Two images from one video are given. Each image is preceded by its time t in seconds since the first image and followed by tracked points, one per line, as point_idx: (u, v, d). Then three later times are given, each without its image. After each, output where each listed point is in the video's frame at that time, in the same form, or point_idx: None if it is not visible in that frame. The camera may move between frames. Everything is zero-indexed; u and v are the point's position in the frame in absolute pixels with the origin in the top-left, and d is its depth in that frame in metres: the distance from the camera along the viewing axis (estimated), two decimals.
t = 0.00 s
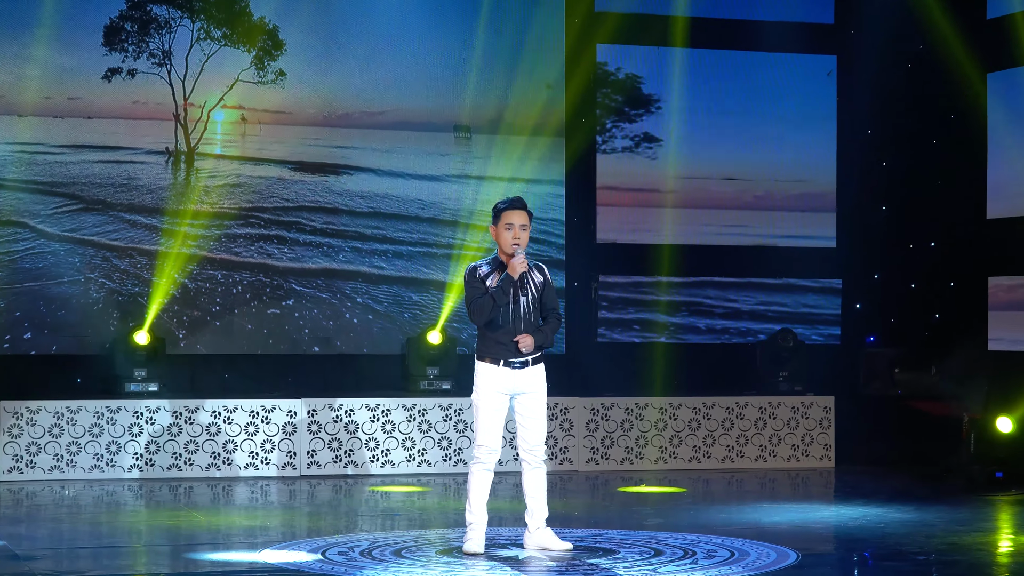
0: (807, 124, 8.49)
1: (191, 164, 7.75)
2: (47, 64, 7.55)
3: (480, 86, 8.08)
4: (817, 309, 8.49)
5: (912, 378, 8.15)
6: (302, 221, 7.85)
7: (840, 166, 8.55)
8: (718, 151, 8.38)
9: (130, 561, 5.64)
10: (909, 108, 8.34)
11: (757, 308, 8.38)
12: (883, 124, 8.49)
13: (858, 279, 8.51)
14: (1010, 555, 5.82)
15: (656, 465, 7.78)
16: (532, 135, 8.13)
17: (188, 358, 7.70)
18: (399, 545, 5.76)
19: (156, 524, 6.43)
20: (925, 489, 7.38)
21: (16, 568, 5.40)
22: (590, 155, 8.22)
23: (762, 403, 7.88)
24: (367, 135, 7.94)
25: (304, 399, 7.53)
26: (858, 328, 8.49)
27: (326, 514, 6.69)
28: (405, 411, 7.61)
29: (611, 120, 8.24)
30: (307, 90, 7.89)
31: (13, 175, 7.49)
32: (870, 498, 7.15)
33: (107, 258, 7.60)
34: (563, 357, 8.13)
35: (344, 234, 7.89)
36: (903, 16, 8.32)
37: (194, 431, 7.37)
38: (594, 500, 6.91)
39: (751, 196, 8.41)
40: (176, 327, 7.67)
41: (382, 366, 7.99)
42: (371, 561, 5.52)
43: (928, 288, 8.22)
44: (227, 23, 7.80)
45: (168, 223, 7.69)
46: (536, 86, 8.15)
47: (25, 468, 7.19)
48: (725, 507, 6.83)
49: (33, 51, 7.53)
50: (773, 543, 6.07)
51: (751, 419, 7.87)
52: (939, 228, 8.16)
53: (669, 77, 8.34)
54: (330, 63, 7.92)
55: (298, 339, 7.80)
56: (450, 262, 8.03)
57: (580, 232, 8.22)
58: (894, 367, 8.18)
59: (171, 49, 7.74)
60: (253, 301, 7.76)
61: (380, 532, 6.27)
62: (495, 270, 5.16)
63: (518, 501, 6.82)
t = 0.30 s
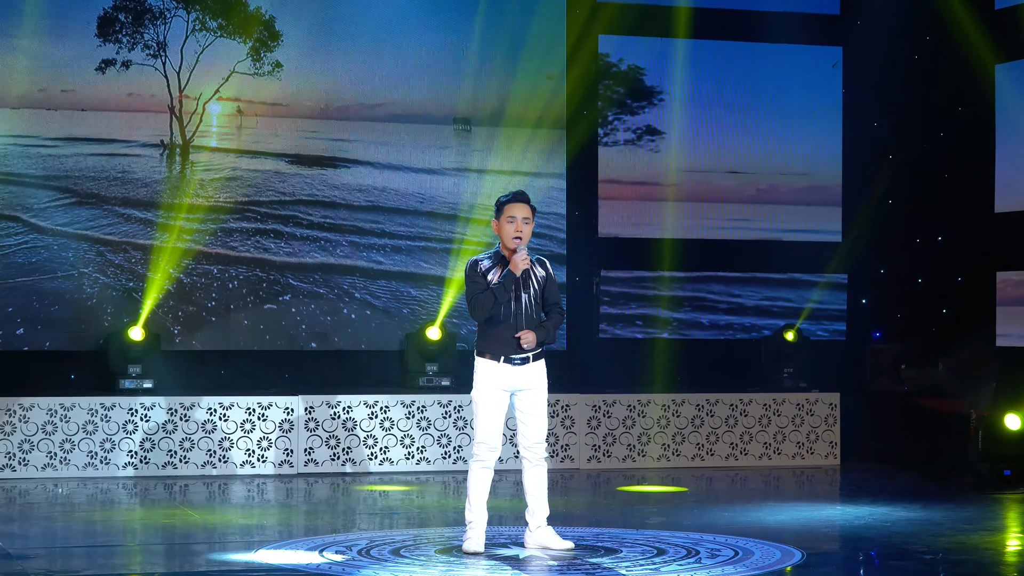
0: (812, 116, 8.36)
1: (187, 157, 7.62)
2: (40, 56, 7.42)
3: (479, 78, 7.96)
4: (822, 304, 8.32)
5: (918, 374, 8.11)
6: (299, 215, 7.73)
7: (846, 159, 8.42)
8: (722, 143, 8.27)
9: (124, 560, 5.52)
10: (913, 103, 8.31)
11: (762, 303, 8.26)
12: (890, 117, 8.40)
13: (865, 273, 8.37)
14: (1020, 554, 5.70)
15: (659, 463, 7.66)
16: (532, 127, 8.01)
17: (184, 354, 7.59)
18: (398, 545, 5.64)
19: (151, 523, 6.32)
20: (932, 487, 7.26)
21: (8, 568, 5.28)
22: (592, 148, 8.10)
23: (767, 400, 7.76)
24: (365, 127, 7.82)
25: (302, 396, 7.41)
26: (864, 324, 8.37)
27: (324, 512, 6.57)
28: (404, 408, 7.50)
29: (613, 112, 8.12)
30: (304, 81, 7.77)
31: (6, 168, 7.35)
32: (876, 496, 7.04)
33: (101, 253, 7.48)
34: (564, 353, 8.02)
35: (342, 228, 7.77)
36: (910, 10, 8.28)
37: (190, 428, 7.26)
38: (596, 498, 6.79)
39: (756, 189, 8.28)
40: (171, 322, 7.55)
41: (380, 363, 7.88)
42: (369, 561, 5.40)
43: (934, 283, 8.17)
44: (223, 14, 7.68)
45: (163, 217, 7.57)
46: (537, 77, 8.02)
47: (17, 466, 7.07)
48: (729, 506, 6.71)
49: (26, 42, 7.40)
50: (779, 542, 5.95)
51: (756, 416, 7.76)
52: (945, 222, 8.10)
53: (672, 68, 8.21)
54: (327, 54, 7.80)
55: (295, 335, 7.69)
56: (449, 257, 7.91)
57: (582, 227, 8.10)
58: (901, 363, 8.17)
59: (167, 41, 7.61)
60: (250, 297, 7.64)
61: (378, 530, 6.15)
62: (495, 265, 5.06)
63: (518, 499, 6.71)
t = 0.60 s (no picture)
0: (817, 108, 8.24)
1: (182, 150, 7.51)
2: (33, 47, 7.31)
3: (478, 69, 7.84)
4: (829, 299, 8.22)
5: (926, 369, 8.06)
6: (296, 209, 7.61)
7: (853, 152, 8.29)
8: (725, 134, 8.13)
9: (119, 558, 5.41)
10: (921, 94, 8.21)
11: (765, 298, 8.14)
12: (897, 109, 8.28)
13: (872, 268, 8.26)
14: None
15: (662, 460, 7.54)
16: (533, 119, 7.89)
17: (179, 349, 7.47)
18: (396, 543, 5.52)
19: (146, 521, 6.20)
20: (938, 485, 7.15)
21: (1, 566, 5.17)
22: (593, 140, 7.99)
23: (771, 396, 7.64)
24: (363, 119, 7.70)
25: (299, 392, 7.29)
26: (870, 320, 8.28)
27: (321, 510, 6.46)
28: (403, 404, 7.38)
29: (614, 104, 8.00)
30: (301, 72, 7.65)
31: None
32: (882, 494, 6.92)
33: (95, 247, 7.36)
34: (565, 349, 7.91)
35: (339, 222, 7.65)
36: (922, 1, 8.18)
37: (185, 425, 7.15)
38: (597, 495, 6.68)
39: (759, 182, 8.16)
40: (166, 318, 7.43)
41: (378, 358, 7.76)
42: (367, 559, 5.29)
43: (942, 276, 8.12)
44: (218, 4, 7.55)
45: (158, 210, 7.45)
46: (537, 68, 7.90)
47: (10, 463, 6.95)
48: (732, 504, 6.59)
49: (18, 33, 7.28)
50: (784, 540, 5.84)
51: (760, 412, 7.64)
52: (953, 216, 8.01)
53: (675, 59, 8.09)
54: (324, 45, 7.68)
55: (292, 330, 7.58)
56: (449, 251, 7.79)
57: (583, 220, 7.98)
58: (907, 359, 8.11)
59: (161, 31, 7.49)
60: (246, 291, 7.52)
61: (376, 529, 6.04)
62: (496, 259, 4.95)
63: (519, 496, 6.59)
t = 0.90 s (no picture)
0: (821, 100, 8.12)
1: (177, 142, 7.39)
2: (26, 38, 7.19)
3: (478, 60, 7.72)
4: (834, 294, 8.09)
5: (932, 365, 7.91)
6: (293, 202, 7.50)
7: (857, 144, 8.19)
8: (727, 127, 8.03)
9: (114, 557, 5.30)
10: (925, 85, 8.05)
11: (770, 293, 8.03)
12: (903, 100, 8.14)
13: (877, 262, 8.15)
14: None
15: (665, 457, 7.43)
16: (533, 111, 7.77)
17: (174, 345, 7.36)
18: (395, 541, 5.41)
19: (141, 519, 6.09)
20: (945, 482, 7.04)
21: None
22: (595, 133, 7.89)
23: (776, 392, 7.52)
24: (360, 111, 7.58)
25: (296, 388, 7.18)
26: (875, 315, 8.15)
27: (319, 508, 6.34)
28: (402, 401, 7.27)
29: (616, 95, 7.88)
30: (298, 63, 7.53)
31: None
32: (888, 492, 6.81)
33: (89, 241, 7.25)
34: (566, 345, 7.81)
35: (337, 216, 7.54)
36: None
37: (180, 421, 7.03)
38: (599, 493, 6.56)
39: (763, 175, 8.04)
40: (161, 313, 7.32)
41: (375, 353, 7.67)
42: (365, 558, 5.17)
43: (948, 271, 7.97)
44: None
45: (152, 204, 7.34)
46: (538, 59, 7.78)
47: (3, 461, 6.84)
48: (736, 502, 6.48)
49: (10, 23, 7.17)
50: (789, 539, 5.72)
51: (764, 409, 7.53)
52: (961, 209, 7.88)
53: (677, 50, 7.96)
54: (322, 36, 7.56)
55: (289, 326, 7.44)
56: (448, 245, 7.68)
57: (584, 213, 7.87)
58: (913, 355, 7.95)
59: (156, 22, 7.37)
60: (243, 286, 7.41)
61: (374, 527, 5.93)
62: (496, 254, 4.84)
63: (519, 494, 6.48)
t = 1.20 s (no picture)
0: (826, 92, 8.00)
1: (172, 135, 7.28)
2: (18, 29, 7.08)
3: (478, 52, 7.60)
4: (839, 289, 7.95)
5: (940, 362, 7.88)
6: (290, 195, 7.38)
7: (863, 136, 8.04)
8: (731, 119, 7.89)
9: (108, 556, 5.19)
10: (931, 76, 7.95)
11: (774, 288, 7.91)
12: (910, 92, 8.01)
13: (883, 257, 8.00)
14: None
15: (667, 455, 7.32)
16: (534, 103, 7.66)
17: (169, 341, 7.25)
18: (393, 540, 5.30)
19: (136, 517, 5.98)
20: (951, 481, 6.93)
21: None
22: (596, 125, 7.77)
23: (780, 389, 7.41)
24: (358, 104, 7.47)
25: (293, 385, 7.07)
26: (880, 311, 8.00)
27: (316, 507, 6.24)
28: (400, 398, 7.16)
29: (618, 87, 7.77)
30: (295, 55, 7.41)
31: None
32: (894, 490, 6.70)
33: (83, 235, 7.13)
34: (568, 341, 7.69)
35: (334, 209, 7.42)
36: None
37: (176, 419, 6.92)
38: (600, 491, 6.45)
39: (767, 168, 7.93)
40: (156, 308, 7.21)
41: (373, 349, 7.53)
42: (363, 557, 5.06)
43: (955, 267, 7.89)
44: None
45: (147, 197, 7.22)
46: (539, 51, 7.66)
47: None
48: (740, 501, 6.37)
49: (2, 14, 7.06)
50: (793, 538, 5.62)
51: (768, 406, 7.41)
52: (969, 204, 7.83)
53: (680, 41, 7.84)
54: (319, 28, 7.44)
55: (286, 321, 7.34)
56: (448, 240, 7.56)
57: (585, 207, 7.76)
58: (920, 351, 7.93)
59: (151, 13, 7.26)
60: (239, 281, 7.29)
61: (372, 526, 5.82)
62: (496, 247, 4.74)
63: (519, 492, 6.37)
